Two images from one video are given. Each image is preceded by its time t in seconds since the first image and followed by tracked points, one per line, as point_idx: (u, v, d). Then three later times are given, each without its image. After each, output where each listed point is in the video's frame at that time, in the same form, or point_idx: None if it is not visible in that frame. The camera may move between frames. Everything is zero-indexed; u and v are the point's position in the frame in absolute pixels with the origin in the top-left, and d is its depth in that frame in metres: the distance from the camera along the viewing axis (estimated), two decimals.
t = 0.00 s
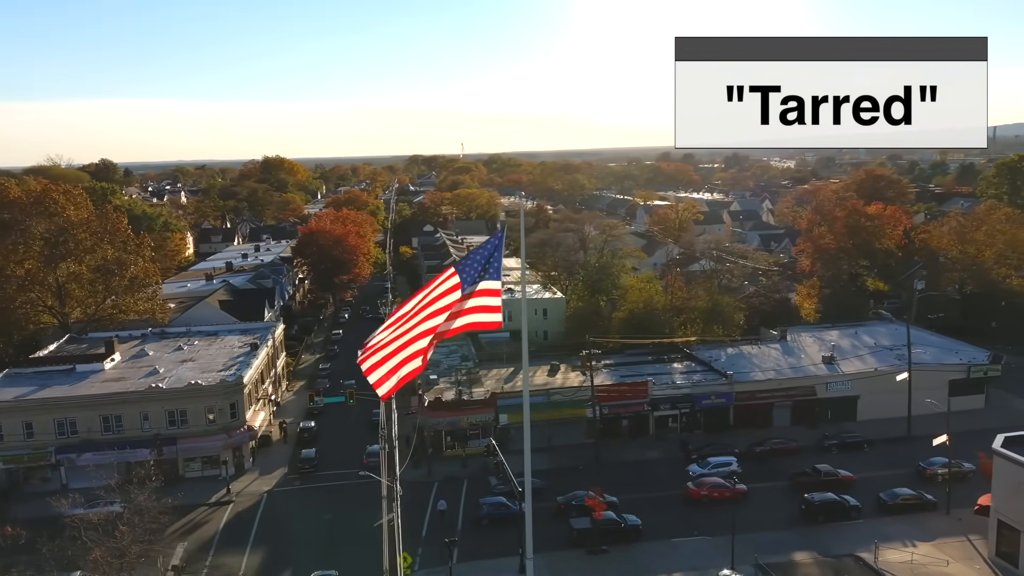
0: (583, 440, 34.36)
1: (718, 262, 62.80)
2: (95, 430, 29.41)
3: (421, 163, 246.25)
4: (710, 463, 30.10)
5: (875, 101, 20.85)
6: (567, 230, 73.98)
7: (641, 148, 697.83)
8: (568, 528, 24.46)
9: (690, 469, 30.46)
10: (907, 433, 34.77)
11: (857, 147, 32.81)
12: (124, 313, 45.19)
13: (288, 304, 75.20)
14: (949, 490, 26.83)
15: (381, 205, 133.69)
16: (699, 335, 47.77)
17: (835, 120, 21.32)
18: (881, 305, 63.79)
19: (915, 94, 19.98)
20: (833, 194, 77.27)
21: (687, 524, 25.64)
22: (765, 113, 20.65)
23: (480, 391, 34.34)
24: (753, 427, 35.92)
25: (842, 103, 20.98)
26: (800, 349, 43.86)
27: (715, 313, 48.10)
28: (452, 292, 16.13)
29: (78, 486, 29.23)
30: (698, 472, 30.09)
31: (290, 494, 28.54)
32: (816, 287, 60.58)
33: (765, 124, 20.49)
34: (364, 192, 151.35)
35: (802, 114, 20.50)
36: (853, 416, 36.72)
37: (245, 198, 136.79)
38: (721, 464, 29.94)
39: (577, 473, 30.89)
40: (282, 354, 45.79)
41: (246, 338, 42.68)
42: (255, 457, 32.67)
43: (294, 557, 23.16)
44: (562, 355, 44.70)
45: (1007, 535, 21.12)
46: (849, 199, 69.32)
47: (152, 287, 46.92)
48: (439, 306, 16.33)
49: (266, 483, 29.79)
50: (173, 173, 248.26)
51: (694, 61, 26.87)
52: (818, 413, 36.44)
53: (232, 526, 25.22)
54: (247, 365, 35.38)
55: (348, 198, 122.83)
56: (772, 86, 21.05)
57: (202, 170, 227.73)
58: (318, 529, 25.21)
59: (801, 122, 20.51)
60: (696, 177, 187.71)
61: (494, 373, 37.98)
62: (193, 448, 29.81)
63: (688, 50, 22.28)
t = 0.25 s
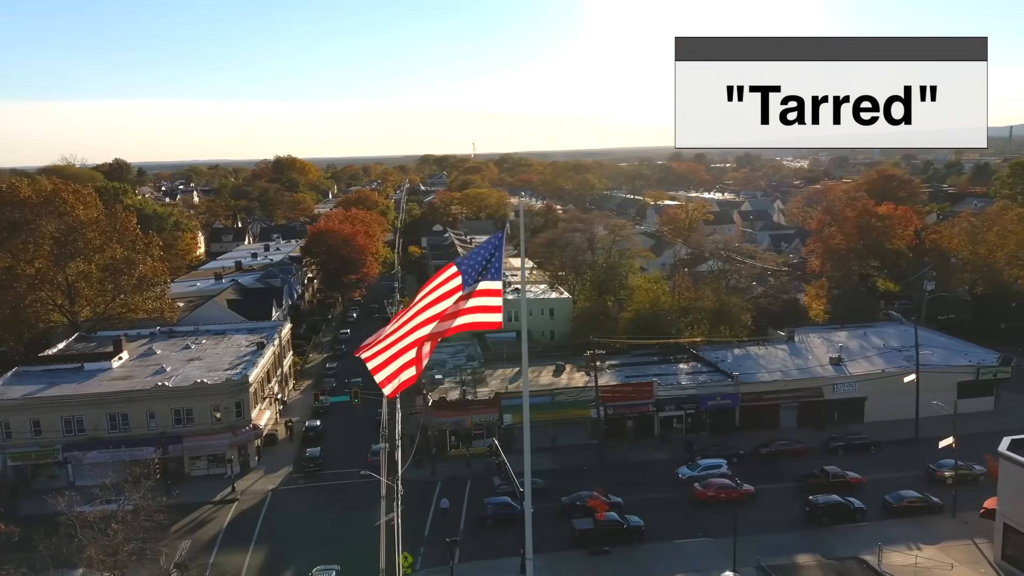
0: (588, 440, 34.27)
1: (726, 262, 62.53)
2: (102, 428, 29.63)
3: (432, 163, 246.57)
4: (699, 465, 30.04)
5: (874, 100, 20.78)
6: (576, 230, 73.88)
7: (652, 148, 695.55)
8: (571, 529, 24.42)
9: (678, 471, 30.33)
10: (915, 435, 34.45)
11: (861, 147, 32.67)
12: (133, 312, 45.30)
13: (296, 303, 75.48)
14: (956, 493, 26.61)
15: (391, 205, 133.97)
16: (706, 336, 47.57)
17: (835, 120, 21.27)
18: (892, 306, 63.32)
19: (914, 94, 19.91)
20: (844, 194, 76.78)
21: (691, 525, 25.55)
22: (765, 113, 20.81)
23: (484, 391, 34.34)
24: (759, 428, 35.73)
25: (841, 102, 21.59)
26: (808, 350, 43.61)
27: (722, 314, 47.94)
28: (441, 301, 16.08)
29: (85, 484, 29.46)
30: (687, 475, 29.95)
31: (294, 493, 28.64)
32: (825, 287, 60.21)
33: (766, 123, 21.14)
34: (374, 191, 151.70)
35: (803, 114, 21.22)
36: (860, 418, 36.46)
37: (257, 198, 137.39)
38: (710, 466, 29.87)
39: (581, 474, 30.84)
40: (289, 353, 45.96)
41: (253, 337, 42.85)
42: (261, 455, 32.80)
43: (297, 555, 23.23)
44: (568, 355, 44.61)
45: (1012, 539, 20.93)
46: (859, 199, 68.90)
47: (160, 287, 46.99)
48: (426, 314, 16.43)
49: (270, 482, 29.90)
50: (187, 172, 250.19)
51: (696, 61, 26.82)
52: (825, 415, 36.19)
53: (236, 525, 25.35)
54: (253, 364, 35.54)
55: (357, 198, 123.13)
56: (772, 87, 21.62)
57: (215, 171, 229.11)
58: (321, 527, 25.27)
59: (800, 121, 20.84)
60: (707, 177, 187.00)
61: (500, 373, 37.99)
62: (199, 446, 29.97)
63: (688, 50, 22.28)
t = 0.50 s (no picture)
0: (593, 441, 34.19)
1: (736, 263, 62.25)
2: (110, 426, 29.87)
3: (445, 163, 246.93)
4: (688, 467, 29.56)
5: (875, 100, 20.74)
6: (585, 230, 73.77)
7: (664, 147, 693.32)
8: (574, 529, 24.41)
9: (667, 474, 29.77)
10: (923, 438, 34.13)
11: (866, 147, 32.51)
12: (142, 310, 45.96)
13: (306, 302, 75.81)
14: (963, 496, 26.38)
15: (402, 205, 134.32)
16: (714, 338, 47.32)
17: (835, 120, 21.17)
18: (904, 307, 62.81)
19: (915, 94, 19.78)
20: (855, 194, 76.30)
21: (695, 526, 25.46)
22: (765, 113, 20.94)
23: (489, 391, 34.31)
24: (766, 429, 35.53)
25: (843, 102, 21.62)
26: (816, 351, 43.29)
27: (729, 314, 47.76)
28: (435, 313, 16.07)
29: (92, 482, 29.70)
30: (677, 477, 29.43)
31: (299, 492, 28.76)
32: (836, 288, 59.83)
33: (767, 124, 21.19)
34: (386, 191, 152.15)
35: (803, 114, 21.27)
36: (869, 420, 36.11)
37: (270, 198, 138.16)
38: (700, 469, 29.44)
39: (585, 474, 30.80)
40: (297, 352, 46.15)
41: (261, 336, 43.07)
42: (267, 454, 32.97)
43: (302, 552, 23.36)
44: (575, 355, 44.58)
45: (1019, 543, 20.71)
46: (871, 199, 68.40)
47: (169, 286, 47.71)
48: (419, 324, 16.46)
49: (276, 480, 30.04)
50: (203, 172, 252.53)
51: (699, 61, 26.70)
52: (833, 417, 35.88)
53: (241, 523, 25.51)
54: (260, 363, 35.72)
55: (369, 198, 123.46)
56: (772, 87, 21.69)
57: (230, 170, 230.87)
58: (327, 526, 25.37)
59: (800, 122, 20.88)
60: (720, 177, 186.12)
61: (505, 373, 38.01)
62: (205, 444, 30.16)
63: (688, 50, 22.25)
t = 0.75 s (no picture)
0: (598, 441, 34.11)
1: (744, 263, 61.96)
2: (117, 424, 30.09)
3: (456, 163, 247.12)
4: (680, 469, 29.27)
5: (876, 100, 20.68)
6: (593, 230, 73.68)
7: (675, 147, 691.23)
8: (576, 530, 24.40)
9: (659, 475, 29.51)
10: (931, 440, 33.85)
11: (871, 147, 32.34)
12: (151, 310, 46.20)
13: (315, 302, 76.11)
14: (970, 499, 26.16)
15: (412, 204, 134.52)
16: (721, 339, 47.07)
17: (835, 119, 21.10)
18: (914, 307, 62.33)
19: (916, 93, 19.67)
20: (865, 194, 75.82)
21: (698, 527, 25.39)
22: (765, 113, 20.95)
23: (494, 391, 34.31)
24: (772, 430, 35.35)
25: (844, 102, 21.54)
26: (824, 352, 43.02)
27: (737, 314, 47.61)
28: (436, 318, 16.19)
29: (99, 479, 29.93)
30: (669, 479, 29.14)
31: (304, 490, 28.87)
32: (845, 289, 59.46)
33: (766, 124, 21.32)
34: (396, 191, 152.47)
35: (803, 114, 21.53)
36: (876, 421, 35.84)
37: (281, 198, 138.74)
38: (691, 470, 29.12)
39: (590, 474, 30.76)
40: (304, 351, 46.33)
41: (268, 335, 43.30)
42: (273, 452, 33.11)
43: (306, 550, 23.48)
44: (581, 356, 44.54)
45: None
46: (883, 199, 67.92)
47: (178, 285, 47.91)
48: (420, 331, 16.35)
49: (281, 479, 30.17)
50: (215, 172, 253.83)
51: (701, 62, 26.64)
52: (840, 419, 35.65)
53: (245, 521, 25.65)
54: (266, 361, 35.88)
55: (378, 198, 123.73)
56: (772, 88, 21.66)
57: (242, 170, 231.91)
58: (330, 525, 25.46)
59: (800, 122, 20.84)
60: (731, 176, 185.32)
61: (511, 373, 38.01)
62: (211, 443, 30.32)
63: (688, 51, 22.25)
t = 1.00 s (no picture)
0: (604, 441, 34.04)
1: (754, 263, 61.63)
2: (125, 422, 30.35)
3: (470, 163, 247.32)
4: (672, 471, 29.04)
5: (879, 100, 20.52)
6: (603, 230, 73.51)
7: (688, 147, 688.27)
8: (580, 530, 24.37)
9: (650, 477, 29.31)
10: (940, 442, 33.53)
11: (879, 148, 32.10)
12: (161, 308, 46.64)
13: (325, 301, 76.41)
14: (978, 502, 25.90)
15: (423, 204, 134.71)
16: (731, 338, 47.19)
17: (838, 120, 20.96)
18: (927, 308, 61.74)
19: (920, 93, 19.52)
20: (878, 194, 75.21)
21: (702, 527, 25.29)
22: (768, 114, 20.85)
23: (500, 391, 34.31)
24: (779, 432, 35.14)
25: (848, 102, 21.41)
26: (833, 353, 42.71)
27: (745, 315, 47.38)
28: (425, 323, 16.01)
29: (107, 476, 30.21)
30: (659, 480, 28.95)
31: (309, 488, 28.98)
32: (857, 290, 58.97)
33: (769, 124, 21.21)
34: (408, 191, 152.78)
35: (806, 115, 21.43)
36: (885, 423, 35.55)
37: (294, 197, 139.36)
38: (684, 472, 28.88)
39: (595, 474, 30.71)
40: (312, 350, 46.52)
41: (276, 334, 43.52)
42: (279, 450, 33.29)
43: (310, 547, 23.59)
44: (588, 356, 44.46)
45: None
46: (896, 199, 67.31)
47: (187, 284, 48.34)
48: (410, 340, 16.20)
49: (287, 477, 30.33)
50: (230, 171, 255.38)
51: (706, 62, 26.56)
52: (849, 420, 35.38)
53: (251, 518, 25.81)
54: (273, 360, 36.05)
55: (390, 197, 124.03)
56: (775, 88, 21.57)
57: (256, 169, 233.11)
58: (335, 523, 25.58)
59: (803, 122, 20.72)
60: (745, 176, 184.32)
61: (517, 373, 38.01)
62: (218, 441, 30.53)
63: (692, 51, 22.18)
